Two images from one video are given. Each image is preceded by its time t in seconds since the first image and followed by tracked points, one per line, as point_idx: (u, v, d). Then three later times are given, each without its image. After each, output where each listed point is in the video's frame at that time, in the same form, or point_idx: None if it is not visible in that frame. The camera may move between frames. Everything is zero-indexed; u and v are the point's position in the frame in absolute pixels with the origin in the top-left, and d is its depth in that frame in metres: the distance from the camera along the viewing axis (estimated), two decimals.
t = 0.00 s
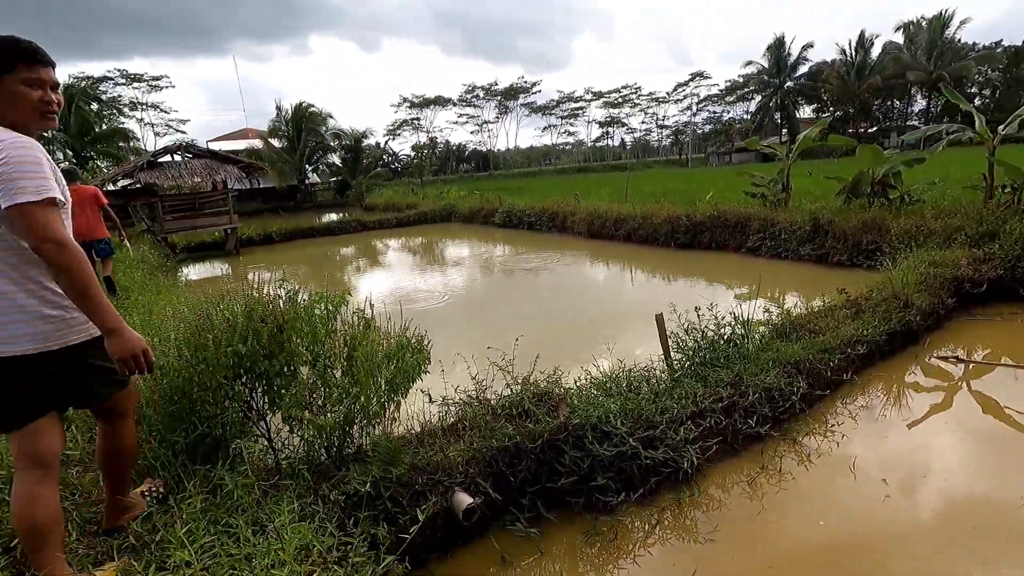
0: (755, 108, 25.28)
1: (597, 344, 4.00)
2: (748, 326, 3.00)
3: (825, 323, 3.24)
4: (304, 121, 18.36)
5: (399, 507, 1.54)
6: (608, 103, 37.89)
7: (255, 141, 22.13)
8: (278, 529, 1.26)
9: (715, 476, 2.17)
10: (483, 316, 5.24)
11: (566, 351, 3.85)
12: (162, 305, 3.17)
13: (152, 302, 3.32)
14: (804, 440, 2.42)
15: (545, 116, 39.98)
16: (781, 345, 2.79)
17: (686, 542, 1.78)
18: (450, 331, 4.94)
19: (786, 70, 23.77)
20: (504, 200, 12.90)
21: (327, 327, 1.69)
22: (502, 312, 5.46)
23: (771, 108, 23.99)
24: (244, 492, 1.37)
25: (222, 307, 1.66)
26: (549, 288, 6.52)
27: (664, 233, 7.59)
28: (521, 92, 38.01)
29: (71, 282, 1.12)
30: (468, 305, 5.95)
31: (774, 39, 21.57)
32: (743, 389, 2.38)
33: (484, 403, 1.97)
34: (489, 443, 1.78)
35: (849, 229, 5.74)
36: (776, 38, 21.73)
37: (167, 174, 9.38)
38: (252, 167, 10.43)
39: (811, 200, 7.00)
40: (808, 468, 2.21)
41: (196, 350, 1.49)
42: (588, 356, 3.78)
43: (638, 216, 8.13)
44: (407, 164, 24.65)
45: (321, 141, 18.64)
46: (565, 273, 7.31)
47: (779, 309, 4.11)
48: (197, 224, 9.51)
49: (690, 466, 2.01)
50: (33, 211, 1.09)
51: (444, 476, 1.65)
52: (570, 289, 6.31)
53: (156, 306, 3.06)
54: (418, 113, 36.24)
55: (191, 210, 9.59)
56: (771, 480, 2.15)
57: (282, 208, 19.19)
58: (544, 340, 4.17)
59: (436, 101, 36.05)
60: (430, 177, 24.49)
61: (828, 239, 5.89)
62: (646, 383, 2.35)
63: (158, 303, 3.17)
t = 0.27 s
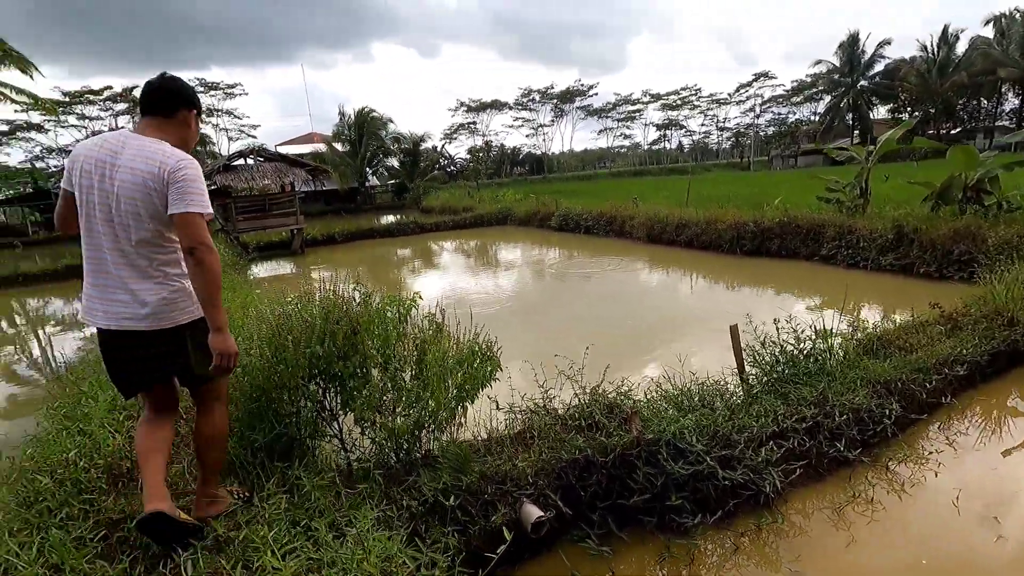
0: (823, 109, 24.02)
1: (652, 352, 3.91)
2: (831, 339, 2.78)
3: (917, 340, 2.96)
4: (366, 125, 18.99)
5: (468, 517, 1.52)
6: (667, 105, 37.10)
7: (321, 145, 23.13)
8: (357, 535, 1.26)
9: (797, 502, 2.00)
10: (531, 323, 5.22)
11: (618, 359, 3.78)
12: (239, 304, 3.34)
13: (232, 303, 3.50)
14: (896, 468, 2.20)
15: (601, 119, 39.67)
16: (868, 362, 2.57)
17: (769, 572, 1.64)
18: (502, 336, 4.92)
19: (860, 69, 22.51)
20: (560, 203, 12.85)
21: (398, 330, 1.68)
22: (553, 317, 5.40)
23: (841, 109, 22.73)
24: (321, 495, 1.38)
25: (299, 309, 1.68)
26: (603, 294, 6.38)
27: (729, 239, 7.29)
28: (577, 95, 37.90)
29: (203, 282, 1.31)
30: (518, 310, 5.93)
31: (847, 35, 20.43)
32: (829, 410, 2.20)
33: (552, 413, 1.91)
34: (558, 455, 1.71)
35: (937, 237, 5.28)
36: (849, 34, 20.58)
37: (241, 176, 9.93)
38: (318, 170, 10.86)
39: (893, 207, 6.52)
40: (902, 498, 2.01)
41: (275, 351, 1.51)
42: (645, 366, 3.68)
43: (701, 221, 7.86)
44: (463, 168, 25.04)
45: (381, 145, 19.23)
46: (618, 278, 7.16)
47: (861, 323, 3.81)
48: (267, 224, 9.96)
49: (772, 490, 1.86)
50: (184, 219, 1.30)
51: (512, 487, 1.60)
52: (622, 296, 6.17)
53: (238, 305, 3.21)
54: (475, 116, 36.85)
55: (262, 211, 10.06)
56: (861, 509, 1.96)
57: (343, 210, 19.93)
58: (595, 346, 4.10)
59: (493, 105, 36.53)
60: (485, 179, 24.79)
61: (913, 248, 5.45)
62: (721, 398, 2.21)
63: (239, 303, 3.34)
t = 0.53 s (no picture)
0: (881, 109, 22.92)
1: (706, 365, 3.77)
2: (909, 355, 2.58)
3: (1007, 357, 2.71)
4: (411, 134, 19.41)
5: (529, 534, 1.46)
6: (713, 109, 36.30)
7: (368, 154, 23.81)
8: (420, 552, 1.23)
9: (879, 532, 1.84)
10: (579, 327, 5.15)
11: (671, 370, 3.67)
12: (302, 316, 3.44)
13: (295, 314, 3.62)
14: (989, 498, 2.00)
15: (644, 124, 39.22)
16: (954, 381, 2.35)
17: None
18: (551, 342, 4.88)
19: (921, 67, 21.40)
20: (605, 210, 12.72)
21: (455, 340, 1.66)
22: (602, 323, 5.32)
23: (901, 109, 21.63)
24: (382, 508, 1.37)
25: (360, 319, 1.69)
26: (650, 299, 6.26)
27: (785, 247, 7.01)
28: (621, 100, 37.63)
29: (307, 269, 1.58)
30: (565, 313, 5.87)
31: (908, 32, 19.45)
32: (912, 432, 2.02)
33: (611, 428, 1.85)
34: (619, 472, 1.64)
35: (1020, 245, 4.88)
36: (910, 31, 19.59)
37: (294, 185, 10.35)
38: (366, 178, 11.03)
39: (967, 212, 6.08)
40: (999, 533, 1.81)
41: (337, 360, 1.52)
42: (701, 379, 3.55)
43: (754, 228, 7.60)
44: (506, 175, 25.21)
45: (426, 154, 19.60)
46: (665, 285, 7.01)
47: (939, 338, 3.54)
48: (318, 231, 10.17)
49: (852, 519, 1.71)
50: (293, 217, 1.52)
51: (573, 504, 1.54)
52: (672, 302, 6.02)
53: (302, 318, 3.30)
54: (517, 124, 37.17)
55: (313, 219, 10.29)
56: (954, 544, 1.78)
57: (389, 217, 20.41)
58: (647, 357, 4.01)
59: (535, 112, 36.75)
60: (527, 186, 24.89)
61: (992, 257, 5.05)
62: (789, 417, 2.08)
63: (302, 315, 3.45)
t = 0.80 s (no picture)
0: (945, 112, 21.68)
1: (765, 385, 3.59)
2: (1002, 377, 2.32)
3: None
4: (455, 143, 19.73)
5: (588, 561, 1.40)
6: (761, 114, 35.29)
7: (413, 163, 24.31)
8: None
9: None
10: (625, 340, 5.03)
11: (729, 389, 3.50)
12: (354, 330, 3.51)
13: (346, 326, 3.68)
14: None
15: (689, 131, 38.52)
16: None
17: None
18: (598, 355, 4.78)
19: (989, 67, 20.12)
20: (651, 218, 12.50)
21: (508, 353, 1.61)
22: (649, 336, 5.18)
23: (967, 112, 20.40)
24: (436, 527, 1.34)
25: (413, 332, 1.67)
26: (698, 311, 6.07)
27: (844, 257, 6.67)
28: (665, 107, 37.13)
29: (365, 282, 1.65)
30: (609, 325, 5.78)
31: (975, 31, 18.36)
32: (1011, 465, 1.81)
33: (670, 449, 1.76)
34: (681, 498, 1.55)
35: None
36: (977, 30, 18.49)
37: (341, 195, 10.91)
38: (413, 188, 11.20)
39: None
40: None
41: (392, 374, 1.50)
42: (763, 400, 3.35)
43: (811, 236, 7.27)
44: (548, 182, 25.21)
45: (469, 162, 19.85)
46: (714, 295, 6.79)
47: None
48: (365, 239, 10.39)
49: (944, 561, 1.54)
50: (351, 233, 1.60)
51: (632, 530, 1.47)
52: (723, 313, 5.82)
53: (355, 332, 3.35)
54: (560, 132, 37.22)
55: (361, 227, 10.54)
56: None
57: (432, 224, 20.74)
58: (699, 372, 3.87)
59: (578, 120, 36.72)
60: (569, 194, 24.81)
61: None
62: (865, 442, 1.92)
63: (353, 329, 3.50)
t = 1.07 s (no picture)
0: (1014, 116, 20.31)
1: (818, 407, 3.44)
2: None
3: None
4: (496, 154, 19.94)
5: None
6: (810, 122, 34.09)
7: (453, 174, 24.65)
8: None
9: None
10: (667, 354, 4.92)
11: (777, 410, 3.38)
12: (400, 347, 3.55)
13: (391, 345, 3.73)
14: None
15: (733, 140, 37.64)
16: None
17: None
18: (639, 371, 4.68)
19: None
20: (695, 229, 12.19)
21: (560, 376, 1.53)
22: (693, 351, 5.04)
23: None
24: (485, 563, 1.31)
25: (460, 351, 1.61)
26: (744, 325, 5.86)
27: (909, 272, 6.30)
28: (708, 116, 36.45)
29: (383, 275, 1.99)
30: (651, 339, 5.64)
31: None
32: None
33: (734, 484, 1.64)
34: (748, 540, 1.41)
35: None
36: None
37: (386, 207, 11.32)
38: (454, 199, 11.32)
39: None
40: None
41: (437, 395, 1.42)
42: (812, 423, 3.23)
43: (871, 250, 6.92)
44: (588, 193, 25.04)
45: (509, 173, 19.96)
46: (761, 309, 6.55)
47: None
48: (406, 249, 10.53)
49: None
50: (372, 234, 1.95)
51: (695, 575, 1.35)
52: (772, 328, 5.60)
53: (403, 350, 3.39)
54: (600, 142, 37.08)
55: (402, 237, 10.66)
56: None
57: (471, 235, 20.91)
58: (748, 391, 3.73)
59: (618, 130, 36.48)
60: (609, 205, 24.57)
61: None
62: (958, 483, 1.70)
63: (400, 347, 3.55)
